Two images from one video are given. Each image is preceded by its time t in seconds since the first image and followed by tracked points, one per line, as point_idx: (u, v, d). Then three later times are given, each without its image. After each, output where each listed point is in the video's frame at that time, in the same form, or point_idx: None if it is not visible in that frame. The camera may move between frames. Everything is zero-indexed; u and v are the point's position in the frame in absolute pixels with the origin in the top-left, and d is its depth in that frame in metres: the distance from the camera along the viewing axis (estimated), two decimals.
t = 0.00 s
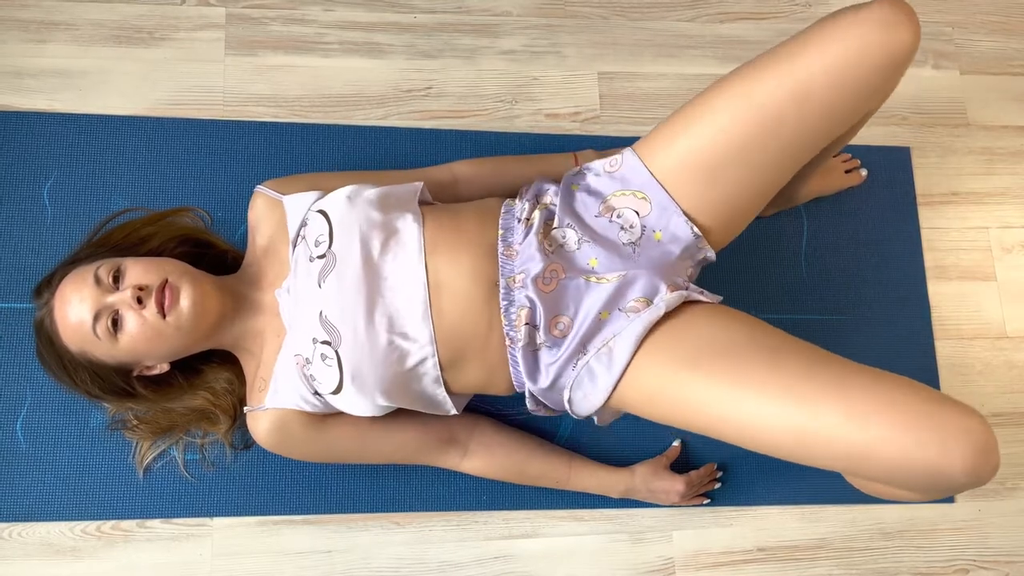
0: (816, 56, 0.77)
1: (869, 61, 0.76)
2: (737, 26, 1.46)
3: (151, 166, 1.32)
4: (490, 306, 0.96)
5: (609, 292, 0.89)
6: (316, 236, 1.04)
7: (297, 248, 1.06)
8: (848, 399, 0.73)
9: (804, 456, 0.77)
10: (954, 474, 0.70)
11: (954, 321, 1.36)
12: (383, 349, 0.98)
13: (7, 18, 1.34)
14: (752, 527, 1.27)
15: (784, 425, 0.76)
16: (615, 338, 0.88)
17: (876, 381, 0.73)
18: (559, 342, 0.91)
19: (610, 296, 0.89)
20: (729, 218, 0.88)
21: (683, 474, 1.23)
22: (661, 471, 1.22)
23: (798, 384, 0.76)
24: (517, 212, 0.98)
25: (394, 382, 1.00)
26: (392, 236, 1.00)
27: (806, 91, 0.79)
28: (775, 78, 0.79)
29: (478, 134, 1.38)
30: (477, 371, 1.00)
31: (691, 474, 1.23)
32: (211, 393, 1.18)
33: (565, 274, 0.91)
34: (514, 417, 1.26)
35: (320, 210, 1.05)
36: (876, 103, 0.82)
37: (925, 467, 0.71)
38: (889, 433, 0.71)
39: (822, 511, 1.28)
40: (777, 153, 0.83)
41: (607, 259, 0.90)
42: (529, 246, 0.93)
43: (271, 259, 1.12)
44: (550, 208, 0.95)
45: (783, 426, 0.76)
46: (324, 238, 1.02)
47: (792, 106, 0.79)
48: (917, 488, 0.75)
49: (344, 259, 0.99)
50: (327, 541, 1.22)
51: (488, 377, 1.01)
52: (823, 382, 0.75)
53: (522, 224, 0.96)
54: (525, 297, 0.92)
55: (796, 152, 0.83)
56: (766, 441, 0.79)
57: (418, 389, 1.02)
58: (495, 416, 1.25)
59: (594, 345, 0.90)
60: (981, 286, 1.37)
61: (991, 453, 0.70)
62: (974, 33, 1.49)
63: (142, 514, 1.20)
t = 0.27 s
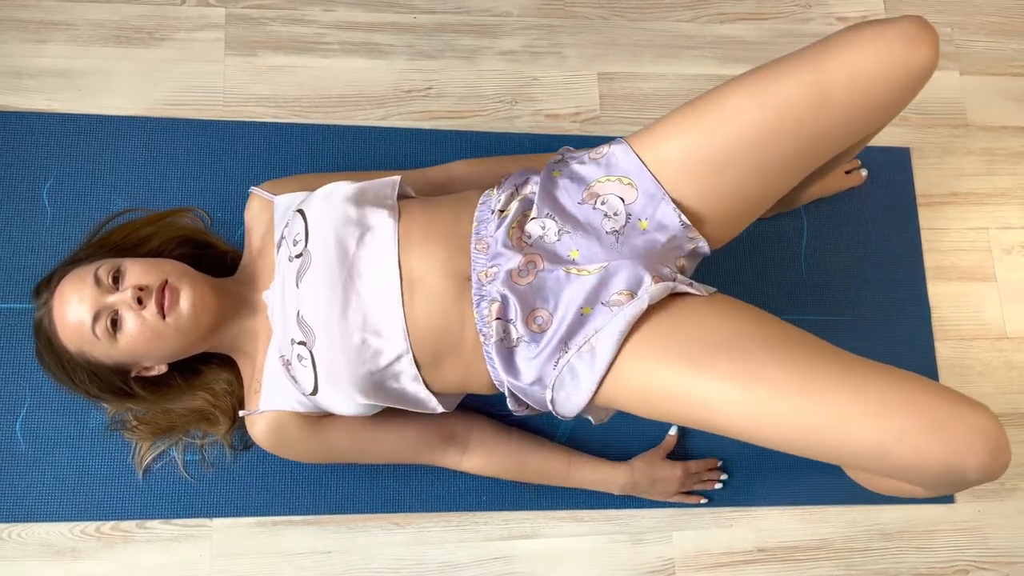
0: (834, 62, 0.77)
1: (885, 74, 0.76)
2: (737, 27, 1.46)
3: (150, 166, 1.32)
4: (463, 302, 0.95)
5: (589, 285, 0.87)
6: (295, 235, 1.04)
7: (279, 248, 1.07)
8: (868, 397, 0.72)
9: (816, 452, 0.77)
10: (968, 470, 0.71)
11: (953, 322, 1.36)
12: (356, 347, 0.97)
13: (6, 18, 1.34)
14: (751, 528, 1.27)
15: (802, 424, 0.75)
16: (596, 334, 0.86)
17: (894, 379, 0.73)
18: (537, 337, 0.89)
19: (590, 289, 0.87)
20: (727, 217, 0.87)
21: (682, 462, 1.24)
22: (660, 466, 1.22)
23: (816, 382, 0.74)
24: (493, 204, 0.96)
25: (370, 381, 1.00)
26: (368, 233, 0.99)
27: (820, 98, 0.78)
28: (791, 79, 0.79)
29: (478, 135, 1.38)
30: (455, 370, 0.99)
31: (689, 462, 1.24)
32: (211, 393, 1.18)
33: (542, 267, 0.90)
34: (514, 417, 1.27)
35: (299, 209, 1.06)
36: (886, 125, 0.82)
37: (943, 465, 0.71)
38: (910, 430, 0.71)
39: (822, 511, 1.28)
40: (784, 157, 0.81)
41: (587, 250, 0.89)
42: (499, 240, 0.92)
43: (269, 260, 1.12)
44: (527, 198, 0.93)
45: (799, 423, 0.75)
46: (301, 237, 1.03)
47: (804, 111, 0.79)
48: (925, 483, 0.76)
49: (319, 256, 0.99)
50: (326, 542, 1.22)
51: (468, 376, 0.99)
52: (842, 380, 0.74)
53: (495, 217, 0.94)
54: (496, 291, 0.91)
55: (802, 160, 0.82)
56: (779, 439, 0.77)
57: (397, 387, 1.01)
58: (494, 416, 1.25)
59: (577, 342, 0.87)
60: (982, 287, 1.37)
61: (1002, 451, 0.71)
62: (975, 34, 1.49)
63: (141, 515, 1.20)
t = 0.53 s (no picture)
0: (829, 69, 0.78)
1: (884, 77, 0.76)
2: (737, 27, 1.46)
3: (149, 166, 1.32)
4: (477, 306, 0.96)
5: (601, 293, 0.88)
6: (301, 235, 1.03)
7: (284, 248, 1.06)
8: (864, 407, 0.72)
9: (814, 462, 0.77)
10: (964, 479, 0.72)
11: (953, 322, 1.36)
12: (365, 348, 0.98)
13: (5, 18, 1.34)
14: (751, 528, 1.27)
15: (799, 432, 0.75)
16: (607, 340, 0.87)
17: (890, 388, 0.73)
18: (549, 343, 0.90)
19: (603, 296, 0.88)
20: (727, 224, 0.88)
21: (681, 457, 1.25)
22: (659, 455, 1.22)
23: (812, 391, 0.75)
24: (507, 211, 0.97)
25: (378, 382, 1.00)
26: (377, 234, 0.99)
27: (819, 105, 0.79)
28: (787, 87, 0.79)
29: (478, 135, 1.38)
30: (463, 371, 1.00)
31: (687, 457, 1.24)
32: (209, 394, 1.17)
33: (557, 274, 0.90)
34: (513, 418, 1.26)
35: (305, 209, 1.05)
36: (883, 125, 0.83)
37: (940, 474, 0.71)
38: (904, 439, 0.71)
39: (822, 512, 1.28)
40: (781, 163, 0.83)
41: (601, 259, 0.90)
42: (516, 247, 0.92)
43: (268, 260, 1.11)
44: (541, 207, 0.94)
45: (795, 432, 0.76)
46: (309, 237, 1.02)
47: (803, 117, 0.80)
48: (923, 491, 0.76)
49: (328, 257, 0.99)
50: (325, 542, 1.21)
51: (475, 378, 1.00)
52: (838, 389, 0.74)
53: (511, 223, 0.95)
54: (511, 296, 0.91)
55: (799, 166, 0.84)
56: (777, 448, 0.78)
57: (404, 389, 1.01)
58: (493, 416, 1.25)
59: (587, 349, 0.88)
60: (981, 287, 1.37)
61: (999, 458, 0.71)
62: (974, 34, 1.49)
63: (140, 515, 1.20)
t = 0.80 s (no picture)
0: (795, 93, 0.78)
1: (853, 99, 0.76)
2: (736, 27, 1.46)
3: (148, 166, 1.32)
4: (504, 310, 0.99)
5: (618, 308, 0.94)
6: (321, 234, 1.03)
7: (301, 246, 1.06)
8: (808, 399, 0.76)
9: (774, 460, 0.80)
10: (917, 470, 0.71)
11: (952, 322, 1.36)
12: (388, 347, 0.98)
13: (5, 18, 1.34)
14: (750, 529, 1.27)
15: (750, 426, 0.79)
16: (624, 351, 0.92)
17: (839, 382, 0.76)
18: (571, 352, 0.96)
19: (620, 311, 0.94)
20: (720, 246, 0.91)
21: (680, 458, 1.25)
22: (659, 458, 1.22)
23: (762, 386, 0.79)
24: (533, 226, 1.02)
25: (400, 380, 1.00)
26: (400, 237, 1.00)
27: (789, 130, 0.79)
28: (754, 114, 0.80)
29: (477, 135, 1.38)
30: (483, 371, 1.01)
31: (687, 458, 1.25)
32: (209, 394, 1.17)
33: (581, 288, 0.96)
34: (512, 417, 1.26)
35: (324, 208, 1.04)
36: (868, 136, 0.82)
37: (887, 463, 0.72)
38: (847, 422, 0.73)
39: (821, 512, 1.28)
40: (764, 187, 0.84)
41: (620, 277, 0.95)
42: (546, 259, 0.97)
43: (268, 260, 1.11)
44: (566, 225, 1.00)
45: (748, 427, 0.80)
46: (329, 236, 1.02)
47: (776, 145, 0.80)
48: (889, 489, 0.75)
49: (352, 257, 0.99)
50: (325, 542, 1.21)
51: (494, 377, 1.01)
52: (787, 384, 0.78)
53: (539, 237, 1.00)
54: (540, 306, 0.96)
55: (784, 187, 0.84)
56: (738, 448, 0.82)
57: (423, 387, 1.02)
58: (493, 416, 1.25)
59: (605, 357, 0.93)
60: (980, 287, 1.37)
61: (953, 448, 0.70)
62: (973, 34, 1.49)
63: (139, 515, 1.20)
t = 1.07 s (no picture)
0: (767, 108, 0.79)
1: (826, 112, 0.77)
2: (734, 27, 1.46)
3: (147, 166, 1.32)
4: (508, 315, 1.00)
5: (616, 314, 0.94)
6: (322, 237, 1.03)
7: (301, 247, 1.06)
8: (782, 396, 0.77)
9: (758, 458, 0.80)
10: (891, 463, 0.72)
11: (951, 322, 1.36)
12: (389, 350, 0.98)
13: (3, 18, 1.34)
14: (749, 528, 1.27)
15: (727, 424, 0.81)
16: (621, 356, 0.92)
17: (812, 378, 0.77)
18: (571, 358, 0.96)
19: (618, 317, 0.94)
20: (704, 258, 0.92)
21: (678, 458, 1.25)
22: (658, 459, 1.23)
23: (738, 384, 0.81)
24: (532, 234, 1.02)
25: (401, 382, 1.01)
26: (400, 241, 1.00)
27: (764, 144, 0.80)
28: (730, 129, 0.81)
29: (475, 135, 1.38)
30: (482, 373, 1.02)
31: (685, 459, 1.25)
32: (207, 394, 1.17)
33: (580, 295, 0.96)
34: (510, 417, 1.26)
35: (325, 210, 1.04)
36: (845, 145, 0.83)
37: (861, 457, 0.72)
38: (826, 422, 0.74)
39: (819, 512, 1.28)
40: (741, 201, 0.85)
41: (617, 284, 0.95)
42: (547, 267, 0.97)
43: (266, 261, 1.12)
44: (564, 232, 0.99)
45: (726, 425, 0.81)
46: (330, 238, 1.02)
47: (752, 158, 0.81)
48: (868, 483, 0.76)
49: (353, 260, 0.99)
50: (324, 542, 1.22)
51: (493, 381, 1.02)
52: (762, 381, 0.80)
53: (539, 245, 0.99)
54: (541, 314, 0.97)
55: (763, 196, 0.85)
56: (717, 446, 0.83)
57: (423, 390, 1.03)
58: (491, 415, 1.25)
59: (602, 362, 0.94)
60: (978, 288, 1.38)
61: (928, 439, 0.71)
62: (971, 35, 1.49)
63: (137, 515, 1.20)
